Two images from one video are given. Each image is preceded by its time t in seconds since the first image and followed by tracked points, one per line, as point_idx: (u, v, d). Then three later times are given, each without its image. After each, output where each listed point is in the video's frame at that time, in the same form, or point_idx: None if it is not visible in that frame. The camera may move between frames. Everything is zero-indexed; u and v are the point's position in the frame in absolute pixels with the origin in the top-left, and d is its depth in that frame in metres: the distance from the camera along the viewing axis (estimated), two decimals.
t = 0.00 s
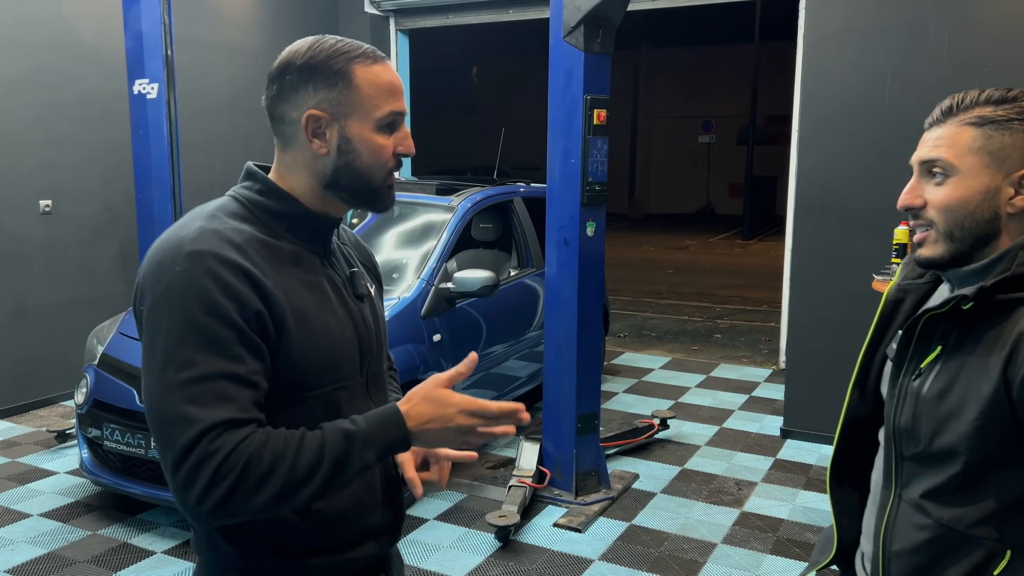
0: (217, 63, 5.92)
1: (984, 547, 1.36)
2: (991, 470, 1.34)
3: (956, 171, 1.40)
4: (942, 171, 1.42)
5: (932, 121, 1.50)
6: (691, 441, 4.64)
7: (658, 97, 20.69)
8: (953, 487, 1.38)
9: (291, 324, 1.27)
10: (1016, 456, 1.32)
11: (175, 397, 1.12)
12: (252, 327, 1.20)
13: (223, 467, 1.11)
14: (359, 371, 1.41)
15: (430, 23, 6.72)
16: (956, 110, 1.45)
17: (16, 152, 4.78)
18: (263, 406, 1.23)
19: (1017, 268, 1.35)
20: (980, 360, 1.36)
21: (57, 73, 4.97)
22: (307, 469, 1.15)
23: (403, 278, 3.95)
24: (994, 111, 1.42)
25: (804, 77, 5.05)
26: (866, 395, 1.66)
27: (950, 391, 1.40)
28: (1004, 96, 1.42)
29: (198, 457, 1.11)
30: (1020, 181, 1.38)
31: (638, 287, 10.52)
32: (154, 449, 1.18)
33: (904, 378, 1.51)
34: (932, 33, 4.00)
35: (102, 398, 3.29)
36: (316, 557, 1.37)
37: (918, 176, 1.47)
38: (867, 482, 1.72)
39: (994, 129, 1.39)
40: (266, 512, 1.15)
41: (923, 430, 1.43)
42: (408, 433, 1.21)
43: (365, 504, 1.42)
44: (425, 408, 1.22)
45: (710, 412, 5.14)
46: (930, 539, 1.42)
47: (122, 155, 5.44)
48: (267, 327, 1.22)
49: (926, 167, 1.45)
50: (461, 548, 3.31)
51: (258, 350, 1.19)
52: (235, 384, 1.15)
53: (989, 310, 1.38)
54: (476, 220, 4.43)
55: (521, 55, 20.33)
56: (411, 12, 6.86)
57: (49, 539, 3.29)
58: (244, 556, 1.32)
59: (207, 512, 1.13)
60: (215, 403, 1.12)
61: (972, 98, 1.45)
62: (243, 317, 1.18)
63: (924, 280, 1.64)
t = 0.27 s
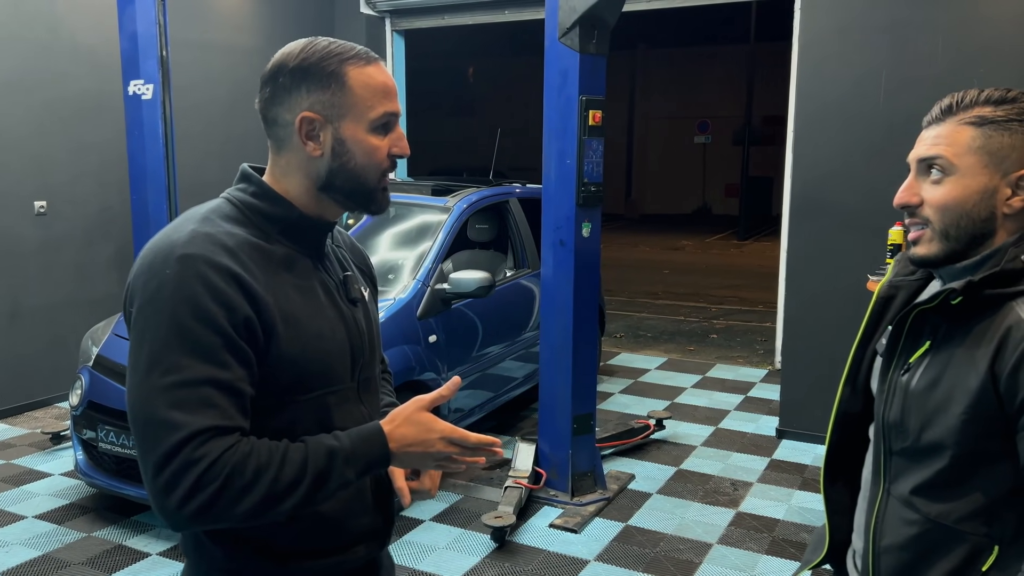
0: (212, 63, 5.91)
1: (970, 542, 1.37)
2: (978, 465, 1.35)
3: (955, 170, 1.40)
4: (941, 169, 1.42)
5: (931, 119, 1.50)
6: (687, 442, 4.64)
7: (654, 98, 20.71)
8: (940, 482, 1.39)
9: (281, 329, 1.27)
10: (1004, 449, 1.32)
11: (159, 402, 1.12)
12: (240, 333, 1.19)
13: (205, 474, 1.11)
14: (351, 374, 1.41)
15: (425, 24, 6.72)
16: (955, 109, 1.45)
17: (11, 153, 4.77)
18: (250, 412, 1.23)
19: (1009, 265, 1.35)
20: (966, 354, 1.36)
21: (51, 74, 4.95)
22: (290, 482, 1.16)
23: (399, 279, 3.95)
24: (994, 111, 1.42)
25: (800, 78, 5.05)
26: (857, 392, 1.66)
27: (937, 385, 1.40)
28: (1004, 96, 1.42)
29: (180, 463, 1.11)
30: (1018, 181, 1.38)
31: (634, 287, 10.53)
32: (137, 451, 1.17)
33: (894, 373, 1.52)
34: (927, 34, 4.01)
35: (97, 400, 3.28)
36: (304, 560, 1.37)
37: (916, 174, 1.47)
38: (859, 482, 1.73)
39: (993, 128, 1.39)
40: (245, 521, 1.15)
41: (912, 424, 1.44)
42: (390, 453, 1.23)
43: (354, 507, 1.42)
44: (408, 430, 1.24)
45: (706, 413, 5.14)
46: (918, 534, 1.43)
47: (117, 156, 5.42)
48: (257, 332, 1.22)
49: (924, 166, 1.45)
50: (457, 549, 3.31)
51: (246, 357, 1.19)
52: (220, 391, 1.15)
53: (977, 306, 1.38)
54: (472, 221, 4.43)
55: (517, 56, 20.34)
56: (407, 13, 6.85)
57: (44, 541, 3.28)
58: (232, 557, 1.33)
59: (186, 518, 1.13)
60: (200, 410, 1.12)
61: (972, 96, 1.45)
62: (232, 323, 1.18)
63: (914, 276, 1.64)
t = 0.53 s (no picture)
0: (207, 64, 5.90)
1: (959, 537, 1.37)
2: (967, 459, 1.35)
3: (949, 169, 1.41)
4: (936, 168, 1.43)
5: (927, 118, 1.50)
6: (683, 442, 4.65)
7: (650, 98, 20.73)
8: (929, 476, 1.39)
9: (274, 331, 1.26)
10: (992, 443, 1.33)
11: (151, 403, 1.12)
12: (233, 335, 1.19)
13: (197, 476, 1.11)
14: (345, 376, 1.41)
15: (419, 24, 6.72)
16: (952, 108, 1.45)
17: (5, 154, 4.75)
18: (243, 414, 1.23)
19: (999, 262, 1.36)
20: (954, 347, 1.37)
21: (45, 74, 4.94)
22: (282, 483, 1.16)
23: (395, 279, 3.95)
24: (990, 110, 1.42)
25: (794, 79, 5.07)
26: (849, 389, 1.67)
27: (926, 379, 1.41)
28: (1000, 96, 1.42)
29: (171, 465, 1.11)
30: (1012, 182, 1.38)
31: (630, 288, 10.54)
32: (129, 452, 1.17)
33: (883, 367, 1.53)
34: (921, 36, 4.03)
35: (92, 401, 3.27)
36: (297, 562, 1.36)
37: (910, 172, 1.47)
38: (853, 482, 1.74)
39: (988, 128, 1.39)
40: (237, 523, 1.15)
41: (901, 418, 1.45)
42: (382, 454, 1.23)
43: (348, 510, 1.42)
44: (400, 433, 1.24)
45: (702, 413, 5.15)
46: (909, 529, 1.43)
47: (111, 157, 5.41)
48: (250, 334, 1.22)
49: (919, 164, 1.45)
50: (453, 550, 3.31)
51: (239, 359, 1.19)
52: (212, 393, 1.15)
53: (967, 301, 1.39)
54: (468, 222, 4.43)
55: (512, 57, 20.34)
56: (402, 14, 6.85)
57: (38, 543, 3.27)
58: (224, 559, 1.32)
59: (177, 519, 1.13)
60: (191, 412, 1.12)
61: (968, 96, 1.45)
62: (225, 325, 1.18)
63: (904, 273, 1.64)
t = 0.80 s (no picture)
0: (201, 65, 5.89)
1: (952, 535, 1.38)
2: (958, 456, 1.36)
3: (942, 166, 1.41)
4: (929, 165, 1.43)
5: (921, 116, 1.51)
6: (678, 442, 4.66)
7: (644, 99, 20.75)
8: (921, 474, 1.40)
9: (267, 331, 1.26)
10: (984, 440, 1.33)
11: (144, 404, 1.11)
12: (226, 335, 1.19)
13: (190, 476, 1.11)
14: (339, 376, 1.41)
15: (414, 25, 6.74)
16: (946, 106, 1.46)
17: None
18: (236, 415, 1.22)
19: (989, 260, 1.36)
20: (945, 345, 1.37)
21: (38, 74, 4.92)
22: (276, 482, 1.16)
23: (389, 280, 3.95)
24: (983, 109, 1.43)
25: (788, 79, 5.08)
26: (841, 388, 1.68)
27: (917, 376, 1.41)
28: (994, 94, 1.43)
29: (164, 466, 1.10)
30: (1004, 181, 1.39)
31: (625, 288, 10.55)
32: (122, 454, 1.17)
33: (874, 364, 1.53)
34: (914, 37, 4.04)
35: (85, 403, 3.26)
36: (290, 563, 1.36)
37: (903, 169, 1.48)
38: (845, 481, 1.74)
39: (981, 126, 1.40)
40: (231, 523, 1.14)
41: (893, 416, 1.45)
42: (375, 453, 1.22)
43: (341, 509, 1.42)
44: (394, 431, 1.24)
45: (697, 413, 5.16)
46: (901, 527, 1.44)
47: (105, 157, 5.39)
48: (243, 334, 1.22)
49: (912, 162, 1.46)
50: (448, 551, 3.31)
51: (232, 359, 1.19)
52: (205, 393, 1.14)
53: (957, 298, 1.39)
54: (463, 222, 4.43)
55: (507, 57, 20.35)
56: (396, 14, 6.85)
57: (31, 546, 3.26)
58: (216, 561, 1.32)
59: (171, 521, 1.12)
60: (184, 412, 1.12)
61: (962, 94, 1.45)
62: (218, 325, 1.18)
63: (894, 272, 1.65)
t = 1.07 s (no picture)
0: (195, 65, 5.87)
1: (948, 536, 1.38)
2: (955, 458, 1.36)
3: (937, 163, 1.42)
4: (924, 162, 1.43)
5: (918, 113, 1.51)
6: (673, 442, 4.66)
7: (639, 99, 20.77)
8: (918, 476, 1.40)
9: (264, 331, 1.26)
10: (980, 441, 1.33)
11: (140, 406, 1.11)
12: (222, 336, 1.18)
13: (188, 478, 1.10)
14: (335, 377, 1.41)
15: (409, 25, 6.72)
16: (943, 104, 1.46)
17: None
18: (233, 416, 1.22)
19: (984, 261, 1.36)
20: (941, 347, 1.37)
21: (32, 73, 4.90)
22: (274, 482, 1.15)
23: (385, 280, 3.94)
24: (980, 108, 1.43)
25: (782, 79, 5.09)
26: (835, 390, 1.68)
27: (914, 378, 1.41)
28: (992, 94, 1.43)
29: (161, 468, 1.10)
30: (999, 180, 1.39)
31: (620, 288, 10.56)
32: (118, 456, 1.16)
33: (870, 366, 1.53)
34: (908, 37, 4.05)
35: (79, 403, 3.25)
36: (287, 564, 1.36)
37: (898, 165, 1.48)
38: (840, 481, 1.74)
39: (977, 125, 1.40)
40: (229, 524, 1.14)
41: (889, 418, 1.45)
42: (373, 453, 1.22)
43: (337, 510, 1.42)
44: (391, 431, 1.24)
45: (692, 413, 5.17)
46: (897, 529, 1.44)
47: (99, 157, 5.38)
48: (239, 335, 1.21)
49: (908, 158, 1.46)
50: (444, 551, 3.31)
51: (228, 360, 1.18)
52: (201, 395, 1.14)
53: (953, 300, 1.39)
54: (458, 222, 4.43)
55: (502, 57, 20.35)
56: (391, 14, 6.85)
57: (25, 547, 3.24)
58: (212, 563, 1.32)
59: (169, 523, 1.12)
60: (181, 413, 1.11)
61: (961, 93, 1.46)
62: (214, 325, 1.17)
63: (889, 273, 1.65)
